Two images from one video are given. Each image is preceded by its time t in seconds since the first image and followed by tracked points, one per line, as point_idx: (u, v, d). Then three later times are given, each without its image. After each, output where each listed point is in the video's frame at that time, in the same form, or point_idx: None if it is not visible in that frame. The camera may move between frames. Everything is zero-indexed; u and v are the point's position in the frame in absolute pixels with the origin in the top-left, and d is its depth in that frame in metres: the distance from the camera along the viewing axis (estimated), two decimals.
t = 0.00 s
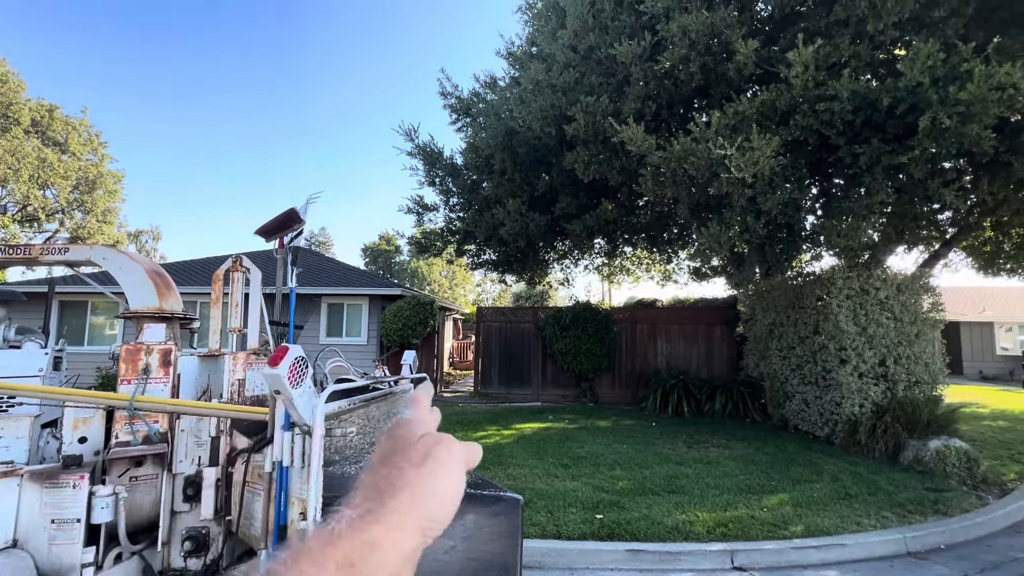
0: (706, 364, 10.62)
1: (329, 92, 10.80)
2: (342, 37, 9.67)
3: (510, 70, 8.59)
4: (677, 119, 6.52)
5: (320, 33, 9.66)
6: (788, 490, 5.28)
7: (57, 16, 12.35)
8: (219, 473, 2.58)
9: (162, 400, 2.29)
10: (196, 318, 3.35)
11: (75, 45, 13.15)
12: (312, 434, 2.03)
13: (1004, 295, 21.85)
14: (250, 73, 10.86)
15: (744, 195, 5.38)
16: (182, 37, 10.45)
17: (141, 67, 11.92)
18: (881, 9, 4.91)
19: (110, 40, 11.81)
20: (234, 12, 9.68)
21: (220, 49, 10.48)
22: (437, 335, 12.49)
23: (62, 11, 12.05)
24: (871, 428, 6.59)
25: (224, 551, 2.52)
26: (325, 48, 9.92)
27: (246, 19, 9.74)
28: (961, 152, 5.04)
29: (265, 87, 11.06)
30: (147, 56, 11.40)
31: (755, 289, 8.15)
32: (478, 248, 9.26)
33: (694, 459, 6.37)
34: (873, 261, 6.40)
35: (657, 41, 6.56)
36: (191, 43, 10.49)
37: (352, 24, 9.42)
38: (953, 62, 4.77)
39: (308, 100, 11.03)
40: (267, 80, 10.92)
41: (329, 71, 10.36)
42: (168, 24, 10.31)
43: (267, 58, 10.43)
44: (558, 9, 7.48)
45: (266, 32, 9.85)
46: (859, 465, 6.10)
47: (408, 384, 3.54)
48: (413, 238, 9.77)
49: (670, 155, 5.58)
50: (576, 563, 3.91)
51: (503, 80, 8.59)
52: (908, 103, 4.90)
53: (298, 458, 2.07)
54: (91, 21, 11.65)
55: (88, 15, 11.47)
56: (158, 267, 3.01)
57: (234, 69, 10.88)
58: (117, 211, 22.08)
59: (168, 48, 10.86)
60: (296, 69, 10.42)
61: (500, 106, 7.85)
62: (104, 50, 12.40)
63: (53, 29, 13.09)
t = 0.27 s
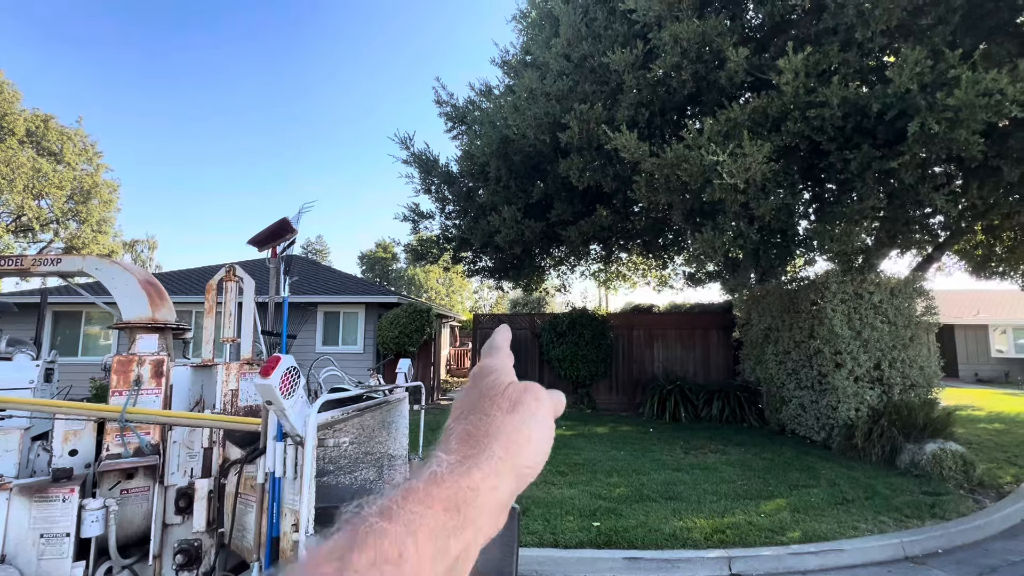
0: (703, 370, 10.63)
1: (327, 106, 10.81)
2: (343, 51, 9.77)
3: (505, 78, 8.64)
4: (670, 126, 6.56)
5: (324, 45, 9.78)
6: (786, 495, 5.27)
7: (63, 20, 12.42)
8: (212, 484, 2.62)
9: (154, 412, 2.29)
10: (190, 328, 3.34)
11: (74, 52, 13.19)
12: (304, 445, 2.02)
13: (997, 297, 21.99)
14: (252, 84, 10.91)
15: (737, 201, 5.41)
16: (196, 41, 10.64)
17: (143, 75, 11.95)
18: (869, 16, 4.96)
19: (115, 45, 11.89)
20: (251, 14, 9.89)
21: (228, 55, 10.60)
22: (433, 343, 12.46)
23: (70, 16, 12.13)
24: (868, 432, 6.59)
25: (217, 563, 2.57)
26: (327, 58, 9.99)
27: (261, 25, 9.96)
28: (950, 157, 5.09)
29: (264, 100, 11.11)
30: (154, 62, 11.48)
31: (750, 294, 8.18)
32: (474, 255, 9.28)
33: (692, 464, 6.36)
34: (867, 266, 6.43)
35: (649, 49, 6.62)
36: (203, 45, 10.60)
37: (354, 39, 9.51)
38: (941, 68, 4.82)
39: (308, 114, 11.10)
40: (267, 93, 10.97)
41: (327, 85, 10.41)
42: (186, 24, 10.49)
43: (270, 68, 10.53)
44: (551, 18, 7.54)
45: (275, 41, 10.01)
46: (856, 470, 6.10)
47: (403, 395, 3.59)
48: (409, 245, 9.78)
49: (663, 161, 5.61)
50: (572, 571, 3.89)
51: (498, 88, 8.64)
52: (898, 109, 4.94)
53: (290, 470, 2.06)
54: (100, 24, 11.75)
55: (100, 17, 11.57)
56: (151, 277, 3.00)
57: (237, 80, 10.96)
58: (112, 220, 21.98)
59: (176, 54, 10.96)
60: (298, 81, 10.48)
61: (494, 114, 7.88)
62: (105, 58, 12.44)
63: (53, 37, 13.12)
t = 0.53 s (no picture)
0: (699, 376, 10.63)
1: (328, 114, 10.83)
2: (347, 57, 9.81)
3: (499, 87, 8.67)
4: (663, 133, 6.60)
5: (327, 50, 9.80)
6: (782, 501, 5.27)
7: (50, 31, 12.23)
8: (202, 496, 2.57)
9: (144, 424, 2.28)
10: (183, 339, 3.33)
11: (63, 64, 13.02)
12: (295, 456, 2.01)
13: (991, 300, 22.08)
14: (254, 93, 10.88)
15: (729, 208, 5.44)
16: (199, 47, 10.63)
17: (137, 86, 11.82)
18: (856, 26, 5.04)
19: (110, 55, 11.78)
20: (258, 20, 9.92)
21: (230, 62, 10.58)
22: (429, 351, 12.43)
23: (62, 27, 11.99)
24: (864, 437, 6.60)
25: None
26: (329, 65, 10.01)
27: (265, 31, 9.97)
28: (939, 162, 5.14)
29: (266, 108, 11.10)
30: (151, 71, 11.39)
31: (744, 300, 8.20)
32: (470, 262, 9.29)
33: (688, 471, 6.35)
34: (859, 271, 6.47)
35: (641, 58, 6.67)
36: (208, 52, 10.59)
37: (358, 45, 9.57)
38: (928, 76, 4.88)
39: (312, 121, 11.14)
40: (268, 101, 10.96)
41: (329, 91, 10.43)
42: (191, 28, 10.47)
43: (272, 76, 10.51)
44: (544, 27, 7.58)
45: (280, 50, 10.06)
46: (852, 474, 6.11)
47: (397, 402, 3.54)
48: (405, 253, 9.78)
49: (656, 169, 5.65)
50: None
51: (493, 97, 8.67)
52: (886, 116, 4.99)
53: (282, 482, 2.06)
54: (92, 33, 11.63)
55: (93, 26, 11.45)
56: (143, 287, 3.01)
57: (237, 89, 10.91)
58: (106, 230, 21.90)
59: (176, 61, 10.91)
60: (301, 90, 10.49)
61: (489, 123, 7.89)
62: (97, 69, 12.30)
63: (41, 49, 12.92)
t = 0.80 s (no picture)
0: (696, 384, 10.65)
1: (332, 125, 10.86)
2: (349, 62, 9.77)
3: (493, 97, 8.72)
4: (656, 143, 6.65)
5: (331, 56, 9.79)
6: (780, 510, 5.27)
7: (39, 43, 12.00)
8: (195, 515, 2.56)
9: (134, 441, 2.26)
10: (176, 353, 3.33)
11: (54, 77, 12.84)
12: (288, 473, 2.01)
13: (984, 305, 22.21)
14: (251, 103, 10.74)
15: (722, 218, 5.48)
16: (199, 57, 10.55)
17: (131, 96, 11.64)
18: (844, 37, 5.12)
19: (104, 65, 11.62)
20: (265, 27, 9.96)
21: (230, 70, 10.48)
22: (425, 361, 12.41)
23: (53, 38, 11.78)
24: (860, 444, 6.61)
25: None
26: (330, 73, 10.00)
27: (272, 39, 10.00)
28: (928, 171, 5.20)
29: (263, 120, 10.95)
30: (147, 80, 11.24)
31: (739, 307, 8.23)
32: (465, 272, 9.29)
33: (686, 480, 6.35)
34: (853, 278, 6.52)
35: (633, 69, 6.74)
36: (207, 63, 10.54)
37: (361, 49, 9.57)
38: (915, 86, 4.96)
39: (310, 132, 11.04)
40: (265, 113, 10.81)
41: (328, 101, 10.38)
42: (194, 40, 10.50)
43: (271, 85, 10.40)
44: (537, 38, 7.65)
45: (283, 57, 10.03)
46: (850, 482, 6.10)
47: (392, 416, 3.57)
48: (400, 263, 9.77)
49: (649, 178, 5.69)
50: None
51: (487, 107, 8.73)
52: (876, 125, 5.05)
53: (274, 500, 2.05)
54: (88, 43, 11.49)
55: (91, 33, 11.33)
56: (136, 302, 3.01)
57: (234, 99, 10.75)
58: (100, 241, 21.82)
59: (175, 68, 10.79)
60: (301, 100, 10.41)
61: (484, 133, 7.93)
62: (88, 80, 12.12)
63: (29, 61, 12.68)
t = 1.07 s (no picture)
0: (693, 390, 10.63)
1: (338, 132, 11.02)
2: (359, 64, 9.86)
3: (489, 105, 8.73)
4: (650, 151, 6.67)
5: (337, 54, 9.78)
6: (778, 517, 5.25)
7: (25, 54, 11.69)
8: (185, 528, 2.62)
9: (123, 453, 2.25)
10: (167, 363, 3.30)
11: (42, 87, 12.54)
12: (278, 485, 2.00)
13: (980, 308, 22.27)
14: (254, 108, 10.62)
15: (717, 224, 5.49)
16: (194, 69, 10.41)
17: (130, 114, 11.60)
18: (835, 45, 5.16)
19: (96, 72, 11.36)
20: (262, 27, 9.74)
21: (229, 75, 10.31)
22: (422, 369, 12.37)
23: (27, 50, 11.30)
24: (858, 449, 6.60)
25: None
26: (335, 78, 10.07)
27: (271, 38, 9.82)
28: (920, 177, 5.23)
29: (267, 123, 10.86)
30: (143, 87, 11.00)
31: (735, 313, 8.24)
32: (462, 279, 9.28)
33: (684, 488, 6.32)
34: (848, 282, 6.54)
35: (626, 77, 6.78)
36: (205, 79, 10.46)
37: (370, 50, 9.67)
38: (906, 93, 4.99)
39: (318, 133, 11.03)
40: (270, 116, 10.74)
41: (334, 101, 10.39)
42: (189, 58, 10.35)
43: (274, 87, 10.31)
44: (531, 47, 7.69)
45: (286, 70, 10.08)
46: (848, 488, 6.09)
47: (388, 426, 3.44)
48: (396, 271, 9.76)
49: (643, 185, 5.71)
50: None
51: (483, 115, 8.75)
52: (867, 132, 5.09)
53: (263, 512, 2.04)
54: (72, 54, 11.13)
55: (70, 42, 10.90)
56: (126, 312, 3.01)
57: (236, 104, 10.62)
58: (95, 251, 21.78)
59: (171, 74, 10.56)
60: (308, 106, 10.47)
61: (479, 141, 7.95)
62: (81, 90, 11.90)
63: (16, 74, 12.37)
